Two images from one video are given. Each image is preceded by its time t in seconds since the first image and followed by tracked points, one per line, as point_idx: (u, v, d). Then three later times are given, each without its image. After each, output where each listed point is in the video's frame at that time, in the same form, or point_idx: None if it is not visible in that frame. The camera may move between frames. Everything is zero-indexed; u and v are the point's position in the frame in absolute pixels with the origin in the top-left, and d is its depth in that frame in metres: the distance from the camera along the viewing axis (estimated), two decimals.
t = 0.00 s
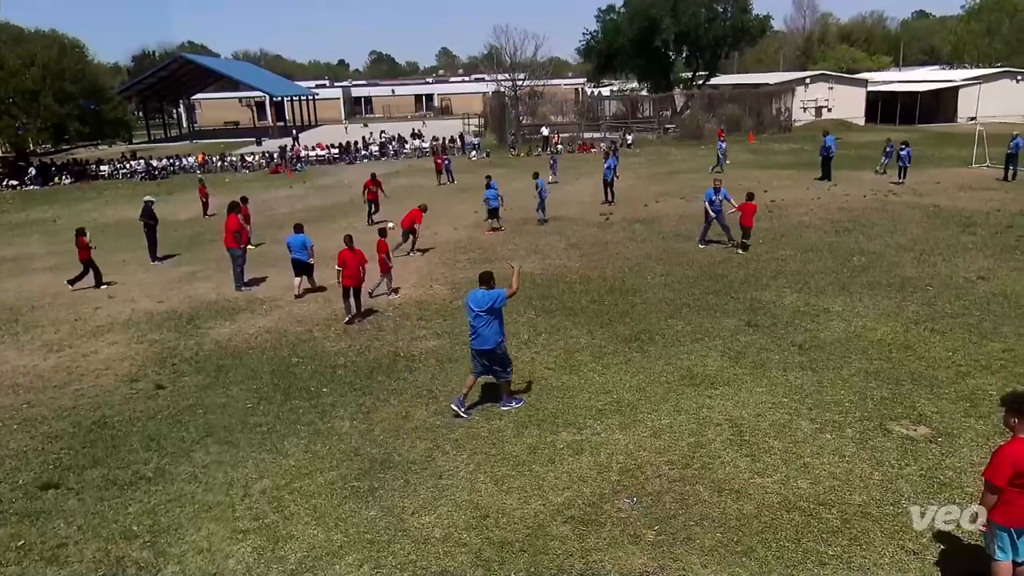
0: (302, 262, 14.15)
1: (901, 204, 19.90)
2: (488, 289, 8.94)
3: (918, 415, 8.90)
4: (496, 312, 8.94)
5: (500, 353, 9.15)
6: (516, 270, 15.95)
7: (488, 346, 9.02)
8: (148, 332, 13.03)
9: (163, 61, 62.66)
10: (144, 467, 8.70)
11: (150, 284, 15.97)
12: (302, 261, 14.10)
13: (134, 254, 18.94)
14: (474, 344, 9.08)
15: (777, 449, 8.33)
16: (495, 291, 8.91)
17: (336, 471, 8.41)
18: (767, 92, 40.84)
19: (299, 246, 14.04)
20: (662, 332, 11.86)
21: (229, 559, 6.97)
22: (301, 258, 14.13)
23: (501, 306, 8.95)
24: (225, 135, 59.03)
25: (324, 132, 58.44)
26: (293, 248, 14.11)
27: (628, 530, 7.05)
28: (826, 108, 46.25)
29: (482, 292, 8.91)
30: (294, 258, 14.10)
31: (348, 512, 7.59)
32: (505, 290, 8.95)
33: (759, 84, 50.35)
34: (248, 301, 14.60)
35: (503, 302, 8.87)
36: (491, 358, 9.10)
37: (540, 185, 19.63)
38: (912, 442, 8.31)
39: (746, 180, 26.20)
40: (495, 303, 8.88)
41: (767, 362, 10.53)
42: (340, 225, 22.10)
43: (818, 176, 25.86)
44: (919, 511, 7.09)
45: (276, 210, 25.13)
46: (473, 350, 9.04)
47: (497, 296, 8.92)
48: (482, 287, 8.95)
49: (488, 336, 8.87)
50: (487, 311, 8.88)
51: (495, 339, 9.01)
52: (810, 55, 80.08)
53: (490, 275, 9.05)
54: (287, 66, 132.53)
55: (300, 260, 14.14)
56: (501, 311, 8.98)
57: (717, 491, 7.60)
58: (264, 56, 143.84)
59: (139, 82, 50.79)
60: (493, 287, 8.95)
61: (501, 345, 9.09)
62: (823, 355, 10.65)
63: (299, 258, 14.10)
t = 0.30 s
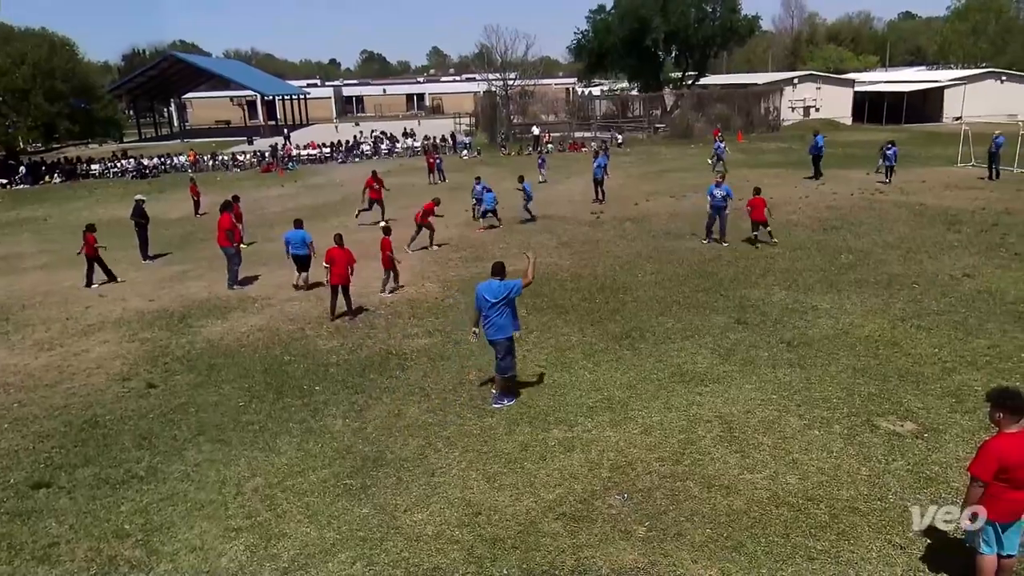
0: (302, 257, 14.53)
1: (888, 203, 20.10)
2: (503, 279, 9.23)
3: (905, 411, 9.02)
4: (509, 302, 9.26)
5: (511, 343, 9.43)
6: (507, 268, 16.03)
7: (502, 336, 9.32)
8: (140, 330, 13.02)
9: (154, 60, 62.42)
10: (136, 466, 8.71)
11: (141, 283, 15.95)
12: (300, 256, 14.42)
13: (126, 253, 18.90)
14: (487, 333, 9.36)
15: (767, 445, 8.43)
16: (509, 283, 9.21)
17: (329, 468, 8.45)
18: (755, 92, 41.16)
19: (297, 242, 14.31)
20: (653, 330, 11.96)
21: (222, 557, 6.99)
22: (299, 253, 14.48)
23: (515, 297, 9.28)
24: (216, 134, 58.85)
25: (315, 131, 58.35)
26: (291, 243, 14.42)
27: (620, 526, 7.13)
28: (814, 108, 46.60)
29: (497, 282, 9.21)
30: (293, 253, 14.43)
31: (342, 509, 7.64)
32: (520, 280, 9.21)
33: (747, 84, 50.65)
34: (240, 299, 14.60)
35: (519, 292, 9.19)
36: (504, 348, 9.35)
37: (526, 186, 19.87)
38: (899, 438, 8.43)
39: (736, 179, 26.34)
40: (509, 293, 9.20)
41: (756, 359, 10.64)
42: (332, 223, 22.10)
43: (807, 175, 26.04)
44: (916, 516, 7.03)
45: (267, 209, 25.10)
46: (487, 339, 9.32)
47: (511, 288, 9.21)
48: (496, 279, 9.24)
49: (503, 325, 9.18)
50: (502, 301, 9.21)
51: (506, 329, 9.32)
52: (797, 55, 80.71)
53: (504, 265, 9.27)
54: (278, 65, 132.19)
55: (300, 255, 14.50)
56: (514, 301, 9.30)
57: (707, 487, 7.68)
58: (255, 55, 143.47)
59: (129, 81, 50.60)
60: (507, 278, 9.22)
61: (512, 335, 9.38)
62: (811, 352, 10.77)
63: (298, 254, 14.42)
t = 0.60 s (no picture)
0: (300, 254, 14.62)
1: (877, 201, 20.23)
2: (514, 276, 9.36)
3: (894, 407, 9.12)
4: (521, 298, 9.36)
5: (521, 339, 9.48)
6: (500, 267, 16.06)
7: (515, 331, 9.39)
8: (133, 330, 13.01)
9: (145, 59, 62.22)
10: (130, 466, 8.72)
11: (134, 283, 15.92)
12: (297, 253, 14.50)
13: (118, 253, 18.87)
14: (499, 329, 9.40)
15: (758, 441, 8.52)
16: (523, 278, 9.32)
17: (322, 467, 8.48)
18: (746, 91, 41.24)
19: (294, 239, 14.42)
20: (645, 327, 12.03)
21: (216, 557, 7.01)
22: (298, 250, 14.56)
23: (527, 292, 9.41)
24: (208, 133, 58.69)
25: (307, 131, 58.26)
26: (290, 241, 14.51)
27: (612, 523, 7.19)
28: (803, 107, 46.93)
29: (508, 278, 9.31)
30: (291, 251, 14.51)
31: (336, 508, 7.68)
32: (531, 276, 9.41)
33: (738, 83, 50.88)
34: (233, 299, 14.60)
35: (531, 288, 9.32)
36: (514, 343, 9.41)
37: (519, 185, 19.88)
38: (888, 434, 8.52)
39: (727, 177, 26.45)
40: (522, 288, 9.32)
41: (747, 356, 10.72)
42: (324, 223, 22.10)
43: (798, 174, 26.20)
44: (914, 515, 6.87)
45: (260, 209, 25.08)
46: (499, 334, 9.37)
47: (524, 283, 9.33)
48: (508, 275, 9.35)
49: (517, 320, 9.23)
50: (514, 296, 9.30)
51: (519, 324, 9.37)
52: (787, 54, 81.09)
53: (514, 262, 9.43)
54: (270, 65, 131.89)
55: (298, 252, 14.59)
56: (525, 296, 9.42)
57: (699, 484, 7.76)
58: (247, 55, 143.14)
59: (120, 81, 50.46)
60: (518, 274, 9.37)
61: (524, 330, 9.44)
62: (801, 349, 10.86)
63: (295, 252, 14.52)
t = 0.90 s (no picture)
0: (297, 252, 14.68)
1: (866, 201, 20.35)
2: (523, 268, 9.57)
3: (884, 405, 9.20)
4: (530, 290, 9.57)
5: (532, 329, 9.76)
6: (493, 267, 16.09)
7: (524, 322, 9.67)
8: (125, 331, 12.99)
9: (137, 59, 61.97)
10: (122, 466, 8.71)
11: (126, 283, 15.88)
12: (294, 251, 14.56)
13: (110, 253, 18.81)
14: (510, 320, 9.72)
15: (749, 439, 8.58)
16: (530, 271, 9.54)
17: (315, 468, 8.49)
18: (737, 91, 41.72)
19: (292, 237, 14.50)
20: (637, 327, 12.09)
21: (209, 557, 7.02)
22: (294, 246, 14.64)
23: (535, 284, 9.60)
24: (200, 133, 58.49)
25: (299, 131, 58.14)
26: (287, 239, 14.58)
27: (605, 521, 7.23)
28: (793, 108, 47.09)
29: (517, 271, 9.54)
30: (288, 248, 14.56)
31: (330, 508, 7.70)
32: (539, 269, 9.60)
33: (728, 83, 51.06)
34: (226, 299, 14.58)
35: (538, 280, 9.53)
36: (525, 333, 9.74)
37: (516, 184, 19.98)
38: (878, 431, 8.61)
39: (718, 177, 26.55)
40: (529, 281, 9.52)
41: (738, 355, 10.79)
42: (316, 223, 22.07)
43: (789, 174, 26.31)
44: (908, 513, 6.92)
45: (252, 209, 25.03)
46: (509, 325, 9.70)
47: (531, 276, 9.54)
48: (516, 268, 9.58)
49: (526, 313, 9.50)
50: (523, 288, 9.52)
51: (529, 315, 9.63)
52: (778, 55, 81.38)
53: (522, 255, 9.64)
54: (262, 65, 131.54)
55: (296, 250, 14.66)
56: (535, 289, 9.62)
57: (691, 482, 7.82)
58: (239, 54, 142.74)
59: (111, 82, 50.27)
60: (527, 266, 9.58)
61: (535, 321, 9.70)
62: (792, 348, 10.94)
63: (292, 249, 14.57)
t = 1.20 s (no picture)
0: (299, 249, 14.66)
1: (857, 200, 20.46)
2: (534, 266, 9.65)
3: (875, 402, 9.27)
4: (541, 287, 9.62)
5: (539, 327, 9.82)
6: (487, 266, 16.12)
7: (533, 318, 9.72)
8: (118, 330, 12.97)
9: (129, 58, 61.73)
10: (116, 466, 8.71)
11: (119, 282, 15.84)
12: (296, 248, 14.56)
13: (104, 252, 18.76)
14: (518, 317, 9.75)
15: (742, 436, 8.64)
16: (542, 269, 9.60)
17: (310, 466, 8.51)
18: (728, 91, 42.01)
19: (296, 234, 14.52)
20: (631, 325, 12.14)
21: (204, 556, 7.03)
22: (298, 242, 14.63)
23: (546, 282, 9.67)
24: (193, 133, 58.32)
25: (292, 130, 58.02)
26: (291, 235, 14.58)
27: (599, 518, 7.28)
28: (785, 107, 47.27)
29: (529, 268, 9.61)
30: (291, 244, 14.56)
31: (325, 506, 7.72)
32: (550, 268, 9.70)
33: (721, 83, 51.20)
34: (221, 299, 14.56)
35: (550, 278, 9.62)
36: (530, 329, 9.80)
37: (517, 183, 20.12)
38: (870, 428, 8.68)
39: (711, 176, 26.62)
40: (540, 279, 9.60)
41: (731, 353, 10.85)
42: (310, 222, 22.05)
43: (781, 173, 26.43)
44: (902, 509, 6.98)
45: (245, 208, 24.98)
46: (517, 320, 9.72)
47: (543, 273, 9.60)
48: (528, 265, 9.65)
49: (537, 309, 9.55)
50: (534, 285, 9.57)
51: (538, 312, 9.69)
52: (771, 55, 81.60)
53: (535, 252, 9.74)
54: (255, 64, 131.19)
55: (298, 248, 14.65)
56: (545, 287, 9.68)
57: (684, 479, 7.87)
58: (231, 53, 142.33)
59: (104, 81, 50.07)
60: (538, 264, 9.68)
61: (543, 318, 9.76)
62: (785, 345, 11.00)
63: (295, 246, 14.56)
